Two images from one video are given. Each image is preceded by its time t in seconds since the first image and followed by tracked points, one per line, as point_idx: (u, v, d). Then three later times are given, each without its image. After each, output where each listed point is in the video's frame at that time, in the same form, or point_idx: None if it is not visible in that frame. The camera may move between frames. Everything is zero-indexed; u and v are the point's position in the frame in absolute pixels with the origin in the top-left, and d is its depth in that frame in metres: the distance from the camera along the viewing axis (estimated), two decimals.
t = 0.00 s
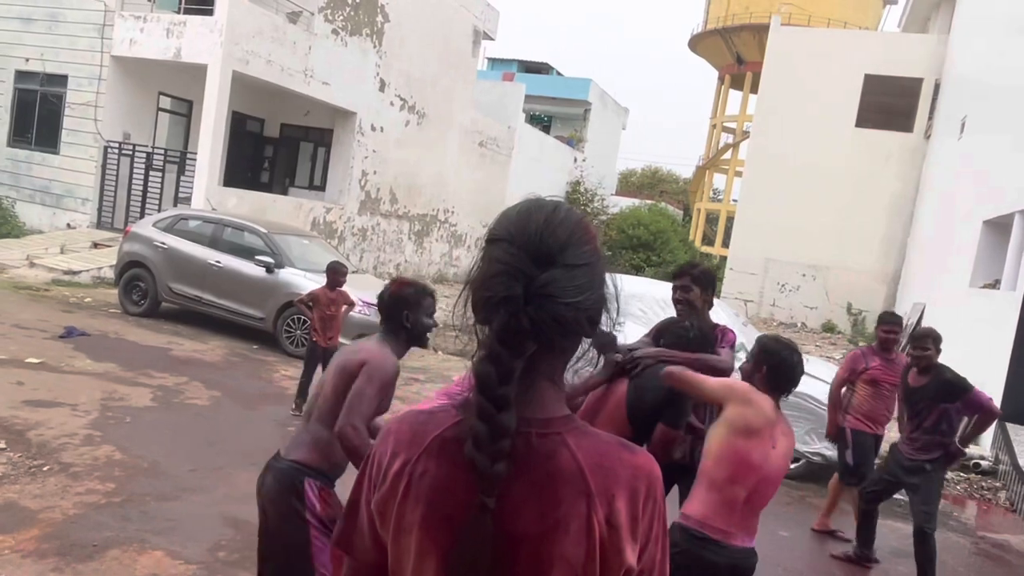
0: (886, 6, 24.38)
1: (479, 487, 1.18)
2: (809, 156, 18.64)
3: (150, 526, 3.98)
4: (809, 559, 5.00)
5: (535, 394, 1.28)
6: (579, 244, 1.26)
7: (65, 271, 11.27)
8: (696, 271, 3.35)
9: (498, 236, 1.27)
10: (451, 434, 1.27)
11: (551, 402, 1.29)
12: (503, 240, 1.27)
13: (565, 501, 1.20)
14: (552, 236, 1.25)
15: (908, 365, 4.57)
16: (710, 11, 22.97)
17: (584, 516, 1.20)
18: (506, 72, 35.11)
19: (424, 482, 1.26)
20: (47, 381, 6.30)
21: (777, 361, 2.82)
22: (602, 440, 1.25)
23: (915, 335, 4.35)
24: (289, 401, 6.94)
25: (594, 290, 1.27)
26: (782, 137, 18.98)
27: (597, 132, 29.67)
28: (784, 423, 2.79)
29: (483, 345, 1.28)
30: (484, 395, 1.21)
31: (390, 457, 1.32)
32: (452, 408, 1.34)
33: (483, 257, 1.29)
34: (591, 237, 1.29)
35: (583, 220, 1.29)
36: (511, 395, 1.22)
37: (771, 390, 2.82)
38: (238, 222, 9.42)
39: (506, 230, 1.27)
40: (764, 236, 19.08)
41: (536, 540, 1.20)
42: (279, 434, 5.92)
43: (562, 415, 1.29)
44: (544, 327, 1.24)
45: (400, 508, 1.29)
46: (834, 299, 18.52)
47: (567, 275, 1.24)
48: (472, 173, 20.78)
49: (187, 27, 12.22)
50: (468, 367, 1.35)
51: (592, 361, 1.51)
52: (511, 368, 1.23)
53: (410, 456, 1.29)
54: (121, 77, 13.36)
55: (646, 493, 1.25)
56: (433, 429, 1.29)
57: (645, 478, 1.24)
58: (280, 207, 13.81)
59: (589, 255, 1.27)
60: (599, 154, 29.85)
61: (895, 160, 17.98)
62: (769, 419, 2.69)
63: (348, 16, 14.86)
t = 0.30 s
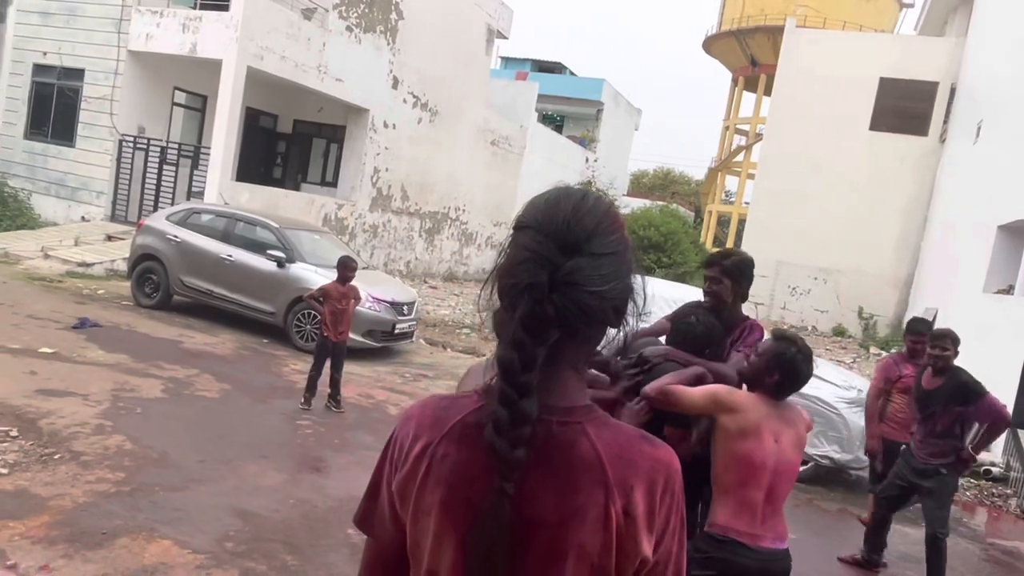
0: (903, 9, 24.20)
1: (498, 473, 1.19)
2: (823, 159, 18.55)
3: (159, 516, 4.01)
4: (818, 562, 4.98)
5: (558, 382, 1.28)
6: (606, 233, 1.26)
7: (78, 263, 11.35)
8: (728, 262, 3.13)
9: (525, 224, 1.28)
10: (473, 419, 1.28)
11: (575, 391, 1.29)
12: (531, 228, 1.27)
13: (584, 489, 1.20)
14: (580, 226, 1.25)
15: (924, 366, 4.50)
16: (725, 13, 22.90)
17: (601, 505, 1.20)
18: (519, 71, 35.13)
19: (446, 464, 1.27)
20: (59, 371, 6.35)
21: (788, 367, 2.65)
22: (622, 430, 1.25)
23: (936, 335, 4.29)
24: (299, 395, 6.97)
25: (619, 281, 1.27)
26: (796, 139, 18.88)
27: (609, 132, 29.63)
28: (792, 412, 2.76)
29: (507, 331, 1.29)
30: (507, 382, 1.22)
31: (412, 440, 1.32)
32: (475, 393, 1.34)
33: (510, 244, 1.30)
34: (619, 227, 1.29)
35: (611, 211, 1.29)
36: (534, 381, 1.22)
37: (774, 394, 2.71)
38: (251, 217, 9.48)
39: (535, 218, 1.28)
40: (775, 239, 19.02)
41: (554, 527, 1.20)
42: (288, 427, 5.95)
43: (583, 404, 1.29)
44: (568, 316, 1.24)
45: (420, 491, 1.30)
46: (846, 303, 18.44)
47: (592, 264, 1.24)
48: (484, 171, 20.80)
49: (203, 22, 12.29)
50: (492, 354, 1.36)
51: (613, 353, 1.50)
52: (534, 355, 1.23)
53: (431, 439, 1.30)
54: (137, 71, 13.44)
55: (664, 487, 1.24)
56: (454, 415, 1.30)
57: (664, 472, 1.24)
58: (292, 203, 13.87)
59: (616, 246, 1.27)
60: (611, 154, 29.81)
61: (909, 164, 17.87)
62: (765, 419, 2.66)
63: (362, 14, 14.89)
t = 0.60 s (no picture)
0: (922, 16, 24.03)
1: (517, 475, 1.18)
2: (838, 166, 18.45)
3: (169, 510, 4.02)
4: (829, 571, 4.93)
5: (582, 386, 1.27)
6: (635, 238, 1.25)
7: (93, 257, 11.42)
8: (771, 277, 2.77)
9: (554, 226, 1.27)
10: (494, 420, 1.27)
11: (598, 395, 1.28)
12: (559, 231, 1.26)
13: (603, 495, 1.19)
14: (609, 231, 1.24)
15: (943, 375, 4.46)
16: (742, 17, 22.82)
17: (620, 511, 1.19)
18: (534, 73, 35.15)
19: (465, 463, 1.26)
20: (73, 363, 6.39)
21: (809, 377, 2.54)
22: (645, 436, 1.24)
23: (960, 344, 4.24)
24: (309, 392, 6.98)
25: (646, 286, 1.25)
26: (812, 145, 18.78)
27: (624, 135, 29.57)
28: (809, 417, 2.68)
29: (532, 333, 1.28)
30: (528, 384, 1.21)
31: (433, 438, 1.32)
32: (497, 394, 1.33)
33: (537, 245, 1.29)
34: (648, 231, 1.27)
35: (642, 214, 1.28)
36: (556, 385, 1.21)
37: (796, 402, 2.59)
38: (266, 214, 9.52)
39: (563, 219, 1.27)
40: (790, 245, 18.92)
41: (573, 532, 1.19)
42: (298, 424, 5.95)
43: (607, 408, 1.27)
44: (594, 320, 1.23)
45: (438, 491, 1.29)
46: (860, 311, 18.30)
47: (620, 269, 1.22)
48: (497, 172, 20.82)
49: (221, 19, 12.35)
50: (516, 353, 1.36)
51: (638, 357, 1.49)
52: (557, 359, 1.23)
53: (452, 438, 1.29)
54: (155, 67, 13.54)
55: (684, 494, 1.23)
56: (476, 414, 1.29)
57: (685, 479, 1.22)
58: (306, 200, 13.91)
59: (645, 251, 1.25)
60: (626, 157, 29.76)
61: (926, 172, 17.73)
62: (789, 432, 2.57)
63: (379, 13, 14.94)
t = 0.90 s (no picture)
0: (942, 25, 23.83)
1: (549, 484, 1.14)
2: (855, 174, 18.30)
3: (179, 507, 4.00)
4: None
5: (618, 393, 1.23)
6: (677, 241, 1.21)
7: (108, 252, 11.46)
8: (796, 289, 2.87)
9: (592, 227, 1.23)
10: (526, 425, 1.23)
11: (635, 402, 1.24)
12: (598, 232, 1.23)
13: (638, 507, 1.15)
14: (651, 232, 1.20)
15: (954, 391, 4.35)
16: (760, 24, 22.70)
17: (656, 524, 1.15)
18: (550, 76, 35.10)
19: (496, 469, 1.22)
20: (86, 357, 6.39)
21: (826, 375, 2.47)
22: (682, 447, 1.19)
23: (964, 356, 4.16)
24: (321, 391, 6.96)
25: (688, 292, 1.21)
26: (828, 153, 18.63)
27: (638, 140, 29.47)
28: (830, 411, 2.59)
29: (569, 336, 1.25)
30: (564, 390, 1.17)
31: (463, 442, 1.28)
32: (531, 398, 1.29)
33: (576, 246, 1.26)
34: (691, 234, 1.23)
35: (685, 217, 1.24)
36: (592, 391, 1.17)
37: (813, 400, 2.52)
38: (280, 213, 9.52)
39: (603, 220, 1.23)
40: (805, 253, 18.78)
41: (607, 542, 1.15)
42: (309, 423, 5.93)
43: (644, 416, 1.23)
44: (634, 326, 1.19)
45: (467, 495, 1.25)
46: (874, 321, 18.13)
47: (661, 274, 1.19)
48: (511, 175, 20.78)
49: (239, 18, 12.38)
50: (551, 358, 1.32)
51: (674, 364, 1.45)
52: (594, 365, 1.19)
53: (482, 442, 1.25)
54: (173, 64, 13.59)
55: (723, 508, 1.18)
56: (507, 418, 1.25)
57: (723, 492, 1.18)
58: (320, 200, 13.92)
59: (688, 255, 1.21)
60: (640, 163, 29.66)
61: (944, 182, 17.56)
62: (810, 432, 2.48)
63: (397, 14, 14.94)
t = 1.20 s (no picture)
0: (957, 37, 23.72)
1: (565, 503, 1.12)
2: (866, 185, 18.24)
3: (184, 505, 4.00)
4: None
5: (636, 411, 1.22)
6: (701, 258, 1.20)
7: (118, 248, 11.51)
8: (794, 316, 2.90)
9: (615, 241, 1.23)
10: (543, 439, 1.22)
11: (653, 421, 1.23)
12: (621, 245, 1.22)
13: (653, 529, 1.14)
14: (676, 248, 1.19)
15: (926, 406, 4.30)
16: (773, 33, 22.66)
17: (671, 547, 1.14)
18: (562, 81, 35.09)
19: (510, 485, 1.21)
20: (94, 354, 6.42)
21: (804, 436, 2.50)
22: (700, 469, 1.19)
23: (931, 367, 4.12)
24: (327, 392, 6.97)
25: (710, 311, 1.20)
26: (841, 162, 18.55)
27: (649, 147, 29.43)
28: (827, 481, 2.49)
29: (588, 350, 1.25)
30: (582, 407, 1.17)
31: (478, 455, 1.27)
32: (546, 414, 1.29)
33: (598, 260, 1.26)
34: (716, 251, 1.23)
35: (709, 234, 1.23)
36: (612, 409, 1.17)
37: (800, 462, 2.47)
38: (291, 213, 9.54)
39: (627, 234, 1.23)
40: (815, 264, 18.72)
41: (620, 564, 1.14)
42: (315, 424, 5.93)
43: (661, 436, 1.22)
44: (654, 343, 1.19)
45: (481, 510, 1.24)
46: (883, 332, 18.04)
47: (684, 291, 1.18)
48: (521, 179, 20.80)
49: (254, 18, 12.44)
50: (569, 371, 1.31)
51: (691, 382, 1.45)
52: (614, 383, 1.18)
53: (498, 456, 1.24)
54: (187, 63, 13.67)
55: (739, 534, 1.17)
56: (524, 433, 1.25)
57: (740, 517, 1.17)
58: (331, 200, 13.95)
59: (711, 273, 1.21)
60: (651, 169, 29.63)
61: (957, 195, 17.47)
62: (816, 499, 2.34)
63: (411, 17, 14.98)
